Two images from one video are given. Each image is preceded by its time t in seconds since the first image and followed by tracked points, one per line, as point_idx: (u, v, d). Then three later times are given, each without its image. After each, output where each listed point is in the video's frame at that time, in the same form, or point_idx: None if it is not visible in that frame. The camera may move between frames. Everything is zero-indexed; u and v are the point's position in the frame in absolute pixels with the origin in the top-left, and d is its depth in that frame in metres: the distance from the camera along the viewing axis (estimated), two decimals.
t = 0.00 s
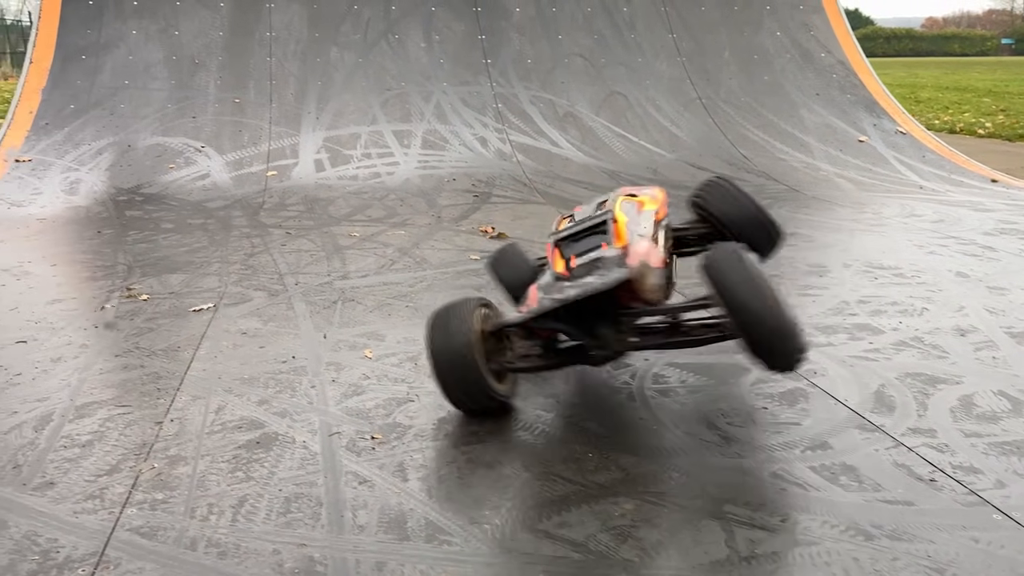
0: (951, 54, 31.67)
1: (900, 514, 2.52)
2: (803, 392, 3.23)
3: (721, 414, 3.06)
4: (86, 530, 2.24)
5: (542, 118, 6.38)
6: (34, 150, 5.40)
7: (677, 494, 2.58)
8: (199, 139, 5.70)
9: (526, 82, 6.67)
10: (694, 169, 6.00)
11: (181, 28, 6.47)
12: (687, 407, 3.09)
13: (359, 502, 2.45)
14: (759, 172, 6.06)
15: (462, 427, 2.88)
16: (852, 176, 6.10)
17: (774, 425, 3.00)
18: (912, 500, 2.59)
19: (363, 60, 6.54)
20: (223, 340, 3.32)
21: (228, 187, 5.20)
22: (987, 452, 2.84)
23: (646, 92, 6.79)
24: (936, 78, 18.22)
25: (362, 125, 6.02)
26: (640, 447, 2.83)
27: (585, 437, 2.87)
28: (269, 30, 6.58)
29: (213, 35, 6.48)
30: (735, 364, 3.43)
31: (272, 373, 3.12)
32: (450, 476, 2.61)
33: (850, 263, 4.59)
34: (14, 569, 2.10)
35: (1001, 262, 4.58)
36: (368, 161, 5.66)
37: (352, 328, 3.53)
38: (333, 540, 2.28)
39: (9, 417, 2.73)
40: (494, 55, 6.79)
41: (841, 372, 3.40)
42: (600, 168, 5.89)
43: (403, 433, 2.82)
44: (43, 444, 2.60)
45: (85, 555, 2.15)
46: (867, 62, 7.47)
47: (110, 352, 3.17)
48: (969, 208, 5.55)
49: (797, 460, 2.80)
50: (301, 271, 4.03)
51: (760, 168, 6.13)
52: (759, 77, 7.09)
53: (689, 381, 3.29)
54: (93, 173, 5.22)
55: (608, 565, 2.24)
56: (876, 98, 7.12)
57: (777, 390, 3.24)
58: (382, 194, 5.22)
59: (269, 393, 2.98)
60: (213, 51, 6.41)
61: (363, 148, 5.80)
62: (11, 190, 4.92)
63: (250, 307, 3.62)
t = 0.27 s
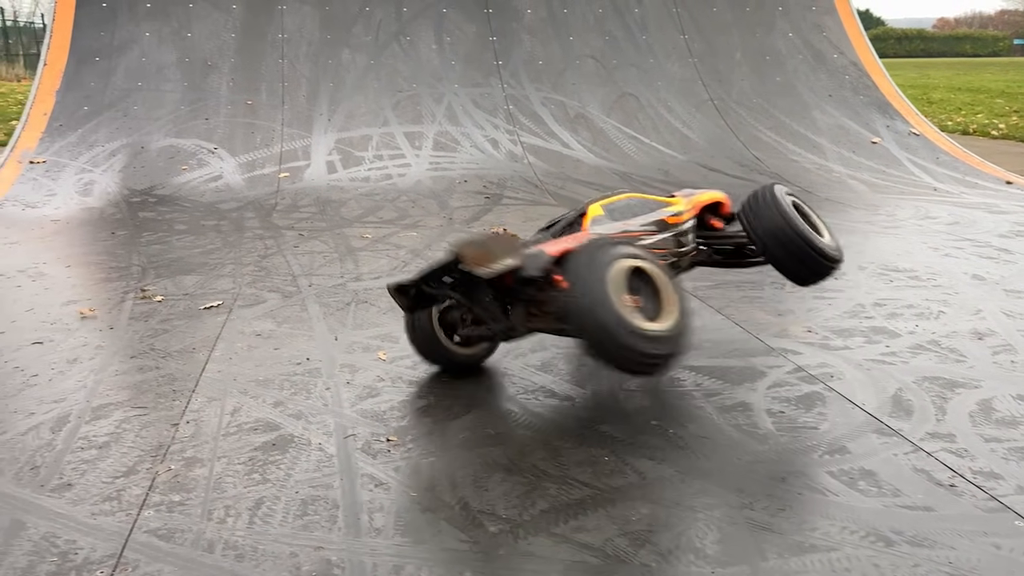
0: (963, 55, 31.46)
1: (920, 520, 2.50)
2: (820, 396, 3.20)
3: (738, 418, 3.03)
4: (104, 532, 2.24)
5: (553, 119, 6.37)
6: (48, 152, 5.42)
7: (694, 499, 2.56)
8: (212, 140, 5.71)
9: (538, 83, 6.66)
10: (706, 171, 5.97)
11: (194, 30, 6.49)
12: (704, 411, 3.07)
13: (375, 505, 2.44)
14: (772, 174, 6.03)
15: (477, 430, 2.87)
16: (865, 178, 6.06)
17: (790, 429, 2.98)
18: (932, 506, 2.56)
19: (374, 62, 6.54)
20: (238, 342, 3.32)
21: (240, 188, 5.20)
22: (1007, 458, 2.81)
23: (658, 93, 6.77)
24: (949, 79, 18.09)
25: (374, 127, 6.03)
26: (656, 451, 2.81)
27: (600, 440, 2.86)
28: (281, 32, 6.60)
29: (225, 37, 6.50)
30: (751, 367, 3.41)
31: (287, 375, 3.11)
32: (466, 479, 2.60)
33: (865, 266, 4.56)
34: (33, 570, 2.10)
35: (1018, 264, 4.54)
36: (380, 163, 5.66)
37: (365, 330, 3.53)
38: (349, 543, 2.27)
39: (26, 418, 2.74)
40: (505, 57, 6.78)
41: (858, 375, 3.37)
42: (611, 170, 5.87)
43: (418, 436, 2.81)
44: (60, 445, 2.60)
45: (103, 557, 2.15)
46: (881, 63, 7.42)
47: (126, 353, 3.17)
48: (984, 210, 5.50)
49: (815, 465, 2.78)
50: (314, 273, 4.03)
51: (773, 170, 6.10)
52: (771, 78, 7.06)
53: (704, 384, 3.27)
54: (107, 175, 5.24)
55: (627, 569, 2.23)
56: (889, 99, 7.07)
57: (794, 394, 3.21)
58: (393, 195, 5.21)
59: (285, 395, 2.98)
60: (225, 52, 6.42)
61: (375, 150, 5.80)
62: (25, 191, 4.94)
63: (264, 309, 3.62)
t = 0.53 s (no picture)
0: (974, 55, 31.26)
1: (939, 523, 2.47)
2: (835, 398, 3.18)
3: (753, 420, 3.02)
4: (121, 532, 2.25)
5: (564, 120, 6.36)
6: (61, 152, 5.45)
7: (711, 501, 2.54)
8: (223, 141, 5.73)
9: (548, 84, 6.65)
10: (717, 171, 5.95)
11: (206, 31, 6.51)
12: (719, 413, 3.05)
13: (390, 506, 2.43)
14: (783, 174, 6.00)
15: (491, 431, 2.86)
16: (877, 179, 6.03)
17: (807, 431, 2.96)
18: (951, 509, 2.54)
19: (385, 63, 6.55)
20: (251, 342, 3.32)
21: (252, 189, 5.21)
22: None
23: (668, 94, 6.75)
24: (960, 79, 17.97)
25: (385, 128, 6.03)
26: (671, 453, 2.80)
27: (615, 442, 2.84)
28: (292, 33, 6.61)
29: (237, 38, 6.52)
30: (766, 369, 3.39)
31: (301, 376, 3.11)
32: (481, 480, 2.59)
33: (878, 267, 4.53)
34: (50, 570, 2.10)
35: None
36: (390, 164, 5.66)
37: (378, 331, 3.52)
38: (366, 544, 2.26)
39: (41, 418, 2.74)
40: (515, 57, 6.78)
41: (874, 377, 3.35)
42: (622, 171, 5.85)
43: (432, 437, 2.80)
44: (76, 446, 2.61)
45: (120, 557, 2.15)
46: (892, 62, 7.38)
47: (140, 354, 3.18)
48: (998, 211, 5.46)
49: (832, 467, 2.76)
50: (326, 274, 4.03)
51: (784, 170, 6.07)
52: (782, 78, 7.03)
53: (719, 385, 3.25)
54: (119, 175, 5.25)
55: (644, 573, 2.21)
56: (901, 99, 7.03)
57: (809, 396, 3.19)
58: (404, 196, 5.21)
59: (299, 396, 2.98)
60: (236, 53, 6.44)
61: (386, 150, 5.80)
62: (39, 192, 4.96)
63: (277, 309, 3.62)
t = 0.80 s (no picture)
0: (984, 54, 31.06)
1: (955, 525, 2.45)
2: (849, 399, 3.16)
3: (766, 421, 3.00)
4: (135, 531, 2.25)
5: (573, 120, 6.35)
6: (72, 153, 5.47)
7: (724, 503, 2.53)
8: (233, 141, 5.74)
9: (557, 83, 6.64)
10: (727, 171, 5.93)
11: (216, 31, 6.53)
12: (732, 414, 3.04)
13: (403, 507, 2.43)
14: (794, 174, 5.98)
15: (503, 432, 2.86)
16: (888, 178, 5.99)
17: (820, 433, 2.94)
18: (967, 511, 2.52)
19: (394, 63, 6.55)
20: (263, 342, 3.32)
21: (262, 189, 5.22)
22: None
23: (678, 93, 6.73)
24: (970, 78, 17.85)
25: (394, 128, 6.03)
26: (684, 454, 2.78)
27: (628, 442, 2.83)
28: (302, 34, 6.62)
29: (247, 38, 6.53)
30: (779, 369, 3.38)
31: (313, 376, 3.12)
32: (493, 481, 2.58)
33: (891, 267, 4.50)
34: (66, 570, 2.10)
35: None
36: (400, 164, 5.66)
37: (389, 331, 3.52)
38: (380, 545, 2.26)
39: (55, 418, 2.75)
40: (524, 57, 6.77)
41: (887, 378, 3.33)
42: (631, 170, 5.84)
43: (444, 437, 2.80)
44: (90, 445, 2.62)
45: (135, 557, 2.16)
46: (903, 61, 7.34)
47: (153, 353, 3.18)
48: (1011, 210, 5.42)
49: (846, 469, 2.74)
50: (337, 274, 4.03)
51: (795, 170, 6.05)
52: (792, 77, 7.00)
53: (731, 386, 3.24)
54: (130, 175, 5.27)
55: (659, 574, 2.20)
56: (912, 98, 7.00)
57: (823, 397, 3.17)
58: (413, 196, 5.21)
59: (311, 396, 2.98)
60: (246, 54, 6.45)
61: (395, 150, 5.80)
62: (50, 192, 4.98)
63: (288, 309, 3.63)
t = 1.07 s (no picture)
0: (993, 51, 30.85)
1: (969, 526, 2.44)
2: (861, 398, 3.14)
3: (777, 421, 2.98)
4: (147, 530, 2.26)
5: (581, 118, 6.33)
6: (82, 152, 5.49)
7: (736, 504, 2.52)
8: (242, 141, 5.75)
9: (565, 82, 6.63)
10: (736, 170, 5.91)
11: (225, 31, 6.54)
12: (743, 414, 3.02)
13: (414, 506, 2.43)
14: (803, 173, 5.95)
15: (514, 431, 2.85)
16: (898, 177, 5.96)
17: (832, 433, 2.92)
18: (980, 512, 2.50)
19: (402, 62, 6.55)
20: (273, 341, 3.33)
21: (270, 188, 5.23)
22: None
23: (686, 92, 6.71)
24: (980, 76, 17.74)
25: (402, 127, 6.03)
26: (695, 454, 2.77)
27: (638, 442, 2.82)
28: (310, 33, 6.63)
29: (255, 37, 6.54)
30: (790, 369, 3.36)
31: (324, 375, 3.12)
32: (504, 481, 2.58)
33: (901, 266, 4.47)
34: (79, 568, 2.11)
35: None
36: (408, 163, 5.66)
37: (399, 330, 3.52)
38: (391, 544, 2.26)
39: (67, 417, 2.76)
40: (532, 56, 6.76)
41: (899, 378, 3.31)
42: (640, 169, 5.82)
43: (455, 436, 2.80)
44: (101, 444, 2.62)
45: (147, 556, 2.16)
46: (913, 59, 7.30)
47: (164, 352, 3.19)
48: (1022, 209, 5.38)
49: (859, 469, 2.72)
50: (346, 273, 4.03)
51: (804, 168, 6.02)
52: (801, 75, 6.98)
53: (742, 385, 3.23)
54: (139, 175, 5.29)
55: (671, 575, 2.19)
56: (921, 97, 6.96)
57: (834, 397, 3.16)
58: (422, 195, 5.21)
59: (321, 395, 2.98)
60: (255, 53, 6.46)
61: (403, 149, 5.80)
62: (60, 192, 5.00)
63: (298, 308, 3.63)
